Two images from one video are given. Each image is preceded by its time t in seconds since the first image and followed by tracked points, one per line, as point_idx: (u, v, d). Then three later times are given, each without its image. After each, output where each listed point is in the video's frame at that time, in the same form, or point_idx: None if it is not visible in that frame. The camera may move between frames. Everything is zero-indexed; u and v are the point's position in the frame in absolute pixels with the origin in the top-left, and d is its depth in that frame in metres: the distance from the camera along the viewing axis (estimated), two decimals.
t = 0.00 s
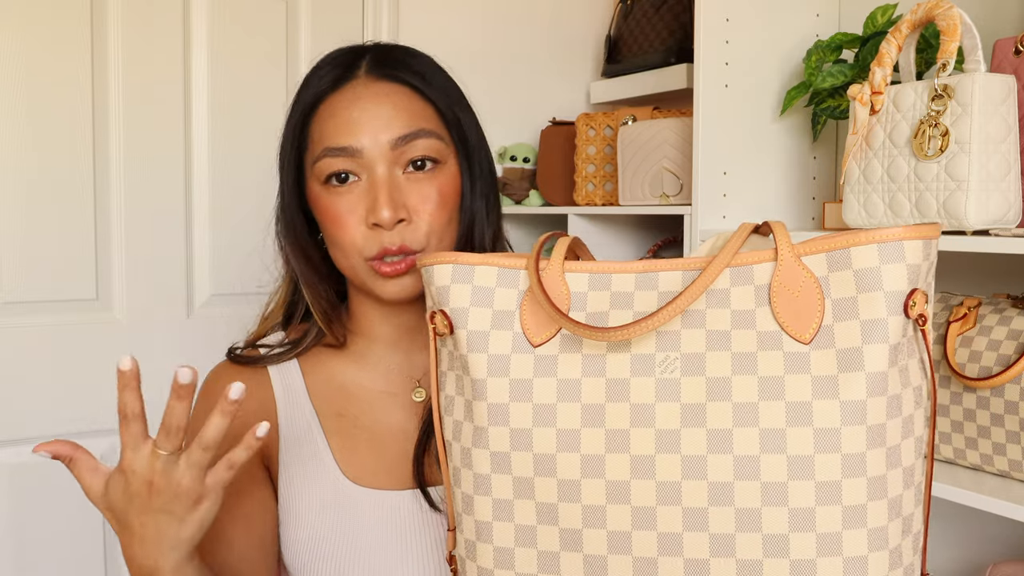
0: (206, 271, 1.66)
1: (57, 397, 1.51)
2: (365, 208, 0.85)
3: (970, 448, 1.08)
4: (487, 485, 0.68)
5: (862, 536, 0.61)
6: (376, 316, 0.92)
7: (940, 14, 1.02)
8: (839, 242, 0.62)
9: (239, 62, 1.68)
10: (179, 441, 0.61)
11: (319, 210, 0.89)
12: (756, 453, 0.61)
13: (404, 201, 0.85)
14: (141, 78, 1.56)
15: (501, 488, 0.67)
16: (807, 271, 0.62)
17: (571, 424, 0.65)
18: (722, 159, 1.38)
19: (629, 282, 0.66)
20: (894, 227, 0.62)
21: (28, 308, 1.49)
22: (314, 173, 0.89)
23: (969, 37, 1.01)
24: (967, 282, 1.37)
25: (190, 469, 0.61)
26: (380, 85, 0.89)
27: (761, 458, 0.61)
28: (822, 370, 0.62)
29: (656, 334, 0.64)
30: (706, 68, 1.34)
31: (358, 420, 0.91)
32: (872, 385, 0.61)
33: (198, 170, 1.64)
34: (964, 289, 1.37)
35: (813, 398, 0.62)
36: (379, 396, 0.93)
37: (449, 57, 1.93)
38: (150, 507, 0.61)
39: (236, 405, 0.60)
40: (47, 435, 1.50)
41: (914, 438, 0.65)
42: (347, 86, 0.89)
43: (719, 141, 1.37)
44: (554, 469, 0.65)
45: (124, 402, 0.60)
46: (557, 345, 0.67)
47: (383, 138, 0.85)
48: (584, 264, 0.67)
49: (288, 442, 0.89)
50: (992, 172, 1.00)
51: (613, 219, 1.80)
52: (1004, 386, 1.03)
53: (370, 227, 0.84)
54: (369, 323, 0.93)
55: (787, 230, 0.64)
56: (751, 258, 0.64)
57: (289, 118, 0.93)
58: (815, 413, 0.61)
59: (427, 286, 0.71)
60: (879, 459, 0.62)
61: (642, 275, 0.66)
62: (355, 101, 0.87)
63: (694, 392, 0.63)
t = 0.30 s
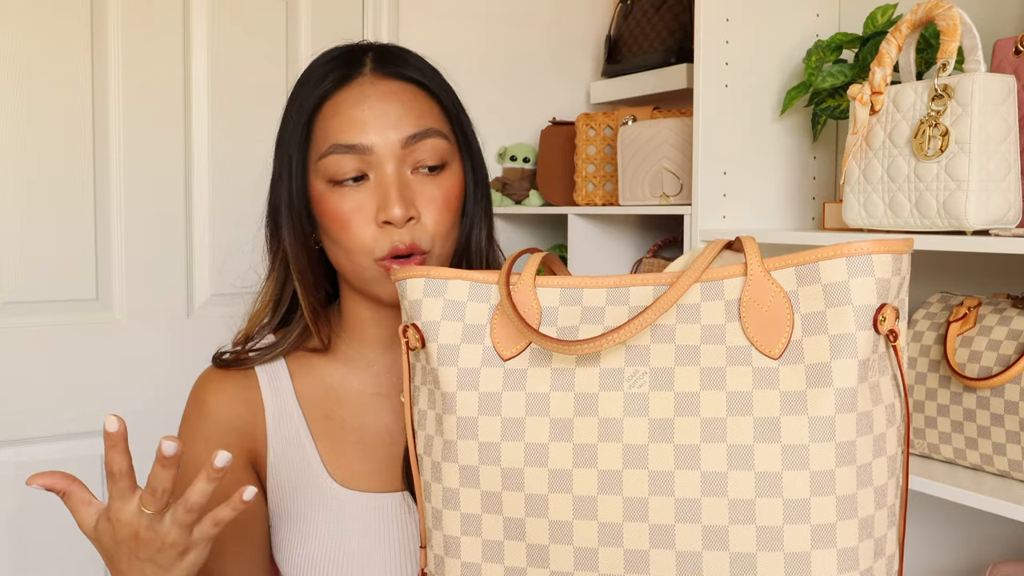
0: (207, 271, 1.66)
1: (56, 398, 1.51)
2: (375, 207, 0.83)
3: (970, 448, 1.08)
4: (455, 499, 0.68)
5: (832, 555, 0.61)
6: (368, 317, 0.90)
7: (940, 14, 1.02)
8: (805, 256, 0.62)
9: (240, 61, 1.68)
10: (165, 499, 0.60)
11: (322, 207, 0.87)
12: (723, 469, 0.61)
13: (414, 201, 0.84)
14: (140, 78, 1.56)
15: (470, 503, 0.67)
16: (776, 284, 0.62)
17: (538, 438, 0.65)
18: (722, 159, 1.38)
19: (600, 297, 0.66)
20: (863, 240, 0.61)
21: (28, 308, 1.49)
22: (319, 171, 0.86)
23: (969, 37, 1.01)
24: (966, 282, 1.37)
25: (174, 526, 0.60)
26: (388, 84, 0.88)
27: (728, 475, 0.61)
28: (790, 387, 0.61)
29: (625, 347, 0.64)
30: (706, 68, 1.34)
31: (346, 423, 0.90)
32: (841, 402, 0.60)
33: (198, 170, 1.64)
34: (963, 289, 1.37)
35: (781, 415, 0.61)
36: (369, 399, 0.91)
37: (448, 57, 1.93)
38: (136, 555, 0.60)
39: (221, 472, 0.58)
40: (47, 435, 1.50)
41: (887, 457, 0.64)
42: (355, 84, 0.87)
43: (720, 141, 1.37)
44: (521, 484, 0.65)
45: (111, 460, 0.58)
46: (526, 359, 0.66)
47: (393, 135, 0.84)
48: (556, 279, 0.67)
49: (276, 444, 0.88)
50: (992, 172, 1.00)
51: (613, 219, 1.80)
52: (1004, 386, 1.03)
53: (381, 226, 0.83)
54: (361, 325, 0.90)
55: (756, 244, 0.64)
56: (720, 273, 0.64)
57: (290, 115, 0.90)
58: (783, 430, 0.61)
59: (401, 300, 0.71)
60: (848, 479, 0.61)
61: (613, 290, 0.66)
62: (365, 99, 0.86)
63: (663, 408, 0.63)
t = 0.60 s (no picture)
0: (207, 270, 1.66)
1: (56, 398, 1.51)
2: (396, 196, 0.83)
3: (970, 448, 1.08)
4: (448, 504, 0.68)
5: None
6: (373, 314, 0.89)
7: (940, 14, 1.02)
8: (830, 295, 0.60)
9: (240, 62, 1.68)
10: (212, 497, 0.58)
11: (340, 195, 0.86)
12: (722, 503, 0.60)
13: (435, 193, 0.84)
14: (140, 79, 1.56)
15: (462, 509, 0.67)
16: (795, 319, 0.61)
17: (538, 452, 0.65)
18: (722, 159, 1.38)
19: (615, 313, 0.66)
20: (890, 284, 0.59)
21: (28, 309, 1.49)
22: (340, 158, 0.85)
23: (969, 37, 1.01)
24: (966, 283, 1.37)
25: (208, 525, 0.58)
26: (412, 77, 0.89)
27: (726, 510, 0.60)
28: (800, 426, 0.60)
29: (635, 368, 0.64)
30: (706, 68, 1.34)
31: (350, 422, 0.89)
32: (850, 447, 0.59)
33: (198, 171, 1.64)
34: (964, 289, 1.37)
35: (787, 453, 0.59)
36: (374, 398, 0.90)
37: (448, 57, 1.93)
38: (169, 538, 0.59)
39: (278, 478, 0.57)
40: (47, 435, 1.50)
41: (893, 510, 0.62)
42: (380, 75, 0.88)
43: (720, 140, 1.37)
44: (515, 496, 0.65)
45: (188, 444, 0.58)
46: (534, 370, 0.66)
47: (416, 126, 0.84)
48: (571, 291, 0.67)
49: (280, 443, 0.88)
50: (992, 172, 1.00)
51: (613, 219, 1.80)
52: (1004, 386, 1.03)
53: (401, 215, 0.82)
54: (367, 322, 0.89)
55: (779, 276, 0.62)
56: (740, 302, 0.63)
57: (311, 100, 0.89)
58: (788, 469, 0.59)
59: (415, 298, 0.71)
60: (850, 527, 0.59)
61: (629, 308, 0.66)
62: (390, 90, 0.86)
63: (666, 433, 0.62)
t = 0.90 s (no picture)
0: (206, 269, 1.66)
1: (57, 398, 1.51)
2: (412, 189, 0.83)
3: (970, 448, 1.08)
4: (450, 520, 0.68)
5: None
6: (392, 308, 0.90)
7: (940, 14, 1.02)
8: (843, 318, 0.59)
9: (240, 59, 1.68)
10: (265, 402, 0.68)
11: (358, 189, 0.86)
12: (727, 527, 0.60)
13: (451, 186, 0.84)
14: (140, 78, 1.56)
15: (464, 526, 0.67)
16: (805, 342, 0.60)
17: (540, 470, 0.65)
18: (722, 159, 1.38)
19: (624, 332, 0.66)
20: (903, 309, 0.58)
21: (28, 309, 1.49)
22: (357, 153, 0.86)
23: (969, 37, 1.01)
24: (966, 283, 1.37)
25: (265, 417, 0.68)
26: (429, 74, 0.89)
27: (730, 533, 0.60)
28: (807, 451, 0.59)
29: (641, 388, 0.64)
30: (706, 68, 1.34)
31: (367, 417, 0.89)
32: (857, 473, 0.58)
33: (198, 171, 1.64)
34: (964, 289, 1.37)
35: (792, 478, 0.59)
36: (389, 395, 0.90)
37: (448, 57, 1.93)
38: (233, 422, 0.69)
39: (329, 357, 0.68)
40: (47, 436, 1.50)
41: (899, 537, 0.61)
42: (397, 72, 0.88)
43: (720, 140, 1.37)
44: (517, 513, 0.65)
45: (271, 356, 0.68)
46: (539, 388, 0.66)
47: (432, 120, 0.84)
48: (580, 308, 0.67)
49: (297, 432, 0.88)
50: (992, 172, 1.00)
51: (613, 220, 1.80)
52: (1004, 386, 1.03)
53: (416, 208, 0.82)
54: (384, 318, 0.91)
55: (790, 296, 0.61)
56: (750, 324, 0.62)
57: (330, 98, 0.90)
58: (793, 494, 0.59)
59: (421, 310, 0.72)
60: (856, 554, 0.59)
61: (637, 327, 0.65)
62: (407, 86, 0.86)
63: (671, 454, 0.62)
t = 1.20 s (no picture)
0: (206, 269, 1.66)
1: (57, 398, 1.51)
2: (416, 198, 0.83)
3: (970, 448, 1.08)
4: (462, 519, 0.68)
5: None
6: (403, 307, 0.88)
7: (940, 14, 1.02)
8: (838, 315, 0.59)
9: (240, 59, 1.67)
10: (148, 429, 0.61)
11: (365, 195, 0.86)
12: (725, 523, 0.60)
13: (456, 195, 0.84)
14: (140, 79, 1.56)
15: (475, 524, 0.67)
16: (801, 340, 0.60)
17: (545, 469, 0.65)
18: (722, 159, 1.38)
19: (625, 333, 0.65)
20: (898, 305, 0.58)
21: (28, 309, 1.49)
22: (365, 159, 0.86)
23: (969, 37, 1.01)
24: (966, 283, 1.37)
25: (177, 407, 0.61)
26: (441, 79, 0.88)
27: (728, 529, 0.60)
28: (803, 447, 0.59)
29: (642, 388, 0.64)
30: (707, 68, 1.34)
31: (379, 416, 0.88)
32: (852, 469, 0.58)
33: (198, 171, 1.64)
34: (964, 289, 1.37)
35: (789, 474, 0.59)
36: (402, 394, 0.89)
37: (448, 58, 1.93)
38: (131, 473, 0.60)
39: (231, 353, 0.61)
40: (47, 436, 1.50)
41: (902, 530, 0.61)
42: (408, 76, 0.87)
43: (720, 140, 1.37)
44: (524, 512, 0.65)
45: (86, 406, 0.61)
46: (543, 391, 0.66)
47: (440, 129, 0.84)
48: (584, 311, 0.67)
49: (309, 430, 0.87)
50: (992, 172, 1.00)
51: (613, 220, 1.80)
52: (1004, 386, 1.03)
53: (420, 217, 0.82)
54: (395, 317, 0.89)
55: (787, 294, 0.62)
56: (748, 323, 0.62)
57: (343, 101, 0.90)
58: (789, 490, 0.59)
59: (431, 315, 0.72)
60: (854, 549, 0.58)
61: (640, 328, 0.65)
62: (417, 92, 0.86)
63: (671, 452, 0.62)
